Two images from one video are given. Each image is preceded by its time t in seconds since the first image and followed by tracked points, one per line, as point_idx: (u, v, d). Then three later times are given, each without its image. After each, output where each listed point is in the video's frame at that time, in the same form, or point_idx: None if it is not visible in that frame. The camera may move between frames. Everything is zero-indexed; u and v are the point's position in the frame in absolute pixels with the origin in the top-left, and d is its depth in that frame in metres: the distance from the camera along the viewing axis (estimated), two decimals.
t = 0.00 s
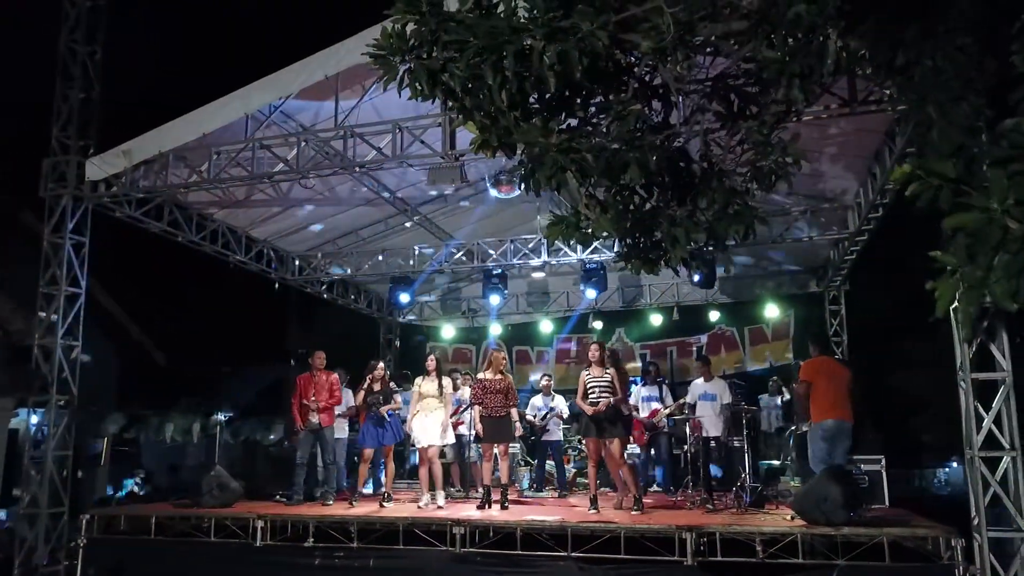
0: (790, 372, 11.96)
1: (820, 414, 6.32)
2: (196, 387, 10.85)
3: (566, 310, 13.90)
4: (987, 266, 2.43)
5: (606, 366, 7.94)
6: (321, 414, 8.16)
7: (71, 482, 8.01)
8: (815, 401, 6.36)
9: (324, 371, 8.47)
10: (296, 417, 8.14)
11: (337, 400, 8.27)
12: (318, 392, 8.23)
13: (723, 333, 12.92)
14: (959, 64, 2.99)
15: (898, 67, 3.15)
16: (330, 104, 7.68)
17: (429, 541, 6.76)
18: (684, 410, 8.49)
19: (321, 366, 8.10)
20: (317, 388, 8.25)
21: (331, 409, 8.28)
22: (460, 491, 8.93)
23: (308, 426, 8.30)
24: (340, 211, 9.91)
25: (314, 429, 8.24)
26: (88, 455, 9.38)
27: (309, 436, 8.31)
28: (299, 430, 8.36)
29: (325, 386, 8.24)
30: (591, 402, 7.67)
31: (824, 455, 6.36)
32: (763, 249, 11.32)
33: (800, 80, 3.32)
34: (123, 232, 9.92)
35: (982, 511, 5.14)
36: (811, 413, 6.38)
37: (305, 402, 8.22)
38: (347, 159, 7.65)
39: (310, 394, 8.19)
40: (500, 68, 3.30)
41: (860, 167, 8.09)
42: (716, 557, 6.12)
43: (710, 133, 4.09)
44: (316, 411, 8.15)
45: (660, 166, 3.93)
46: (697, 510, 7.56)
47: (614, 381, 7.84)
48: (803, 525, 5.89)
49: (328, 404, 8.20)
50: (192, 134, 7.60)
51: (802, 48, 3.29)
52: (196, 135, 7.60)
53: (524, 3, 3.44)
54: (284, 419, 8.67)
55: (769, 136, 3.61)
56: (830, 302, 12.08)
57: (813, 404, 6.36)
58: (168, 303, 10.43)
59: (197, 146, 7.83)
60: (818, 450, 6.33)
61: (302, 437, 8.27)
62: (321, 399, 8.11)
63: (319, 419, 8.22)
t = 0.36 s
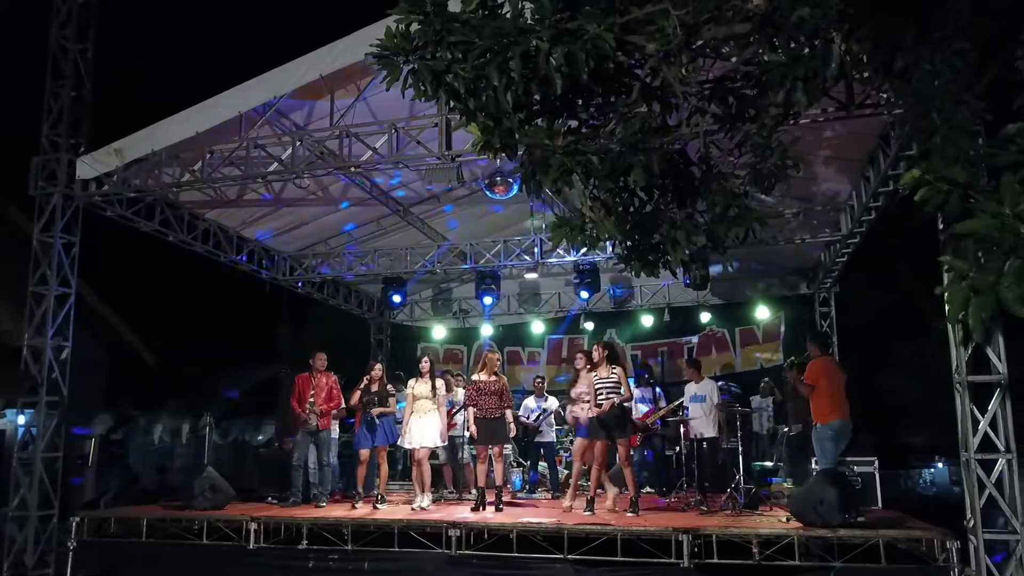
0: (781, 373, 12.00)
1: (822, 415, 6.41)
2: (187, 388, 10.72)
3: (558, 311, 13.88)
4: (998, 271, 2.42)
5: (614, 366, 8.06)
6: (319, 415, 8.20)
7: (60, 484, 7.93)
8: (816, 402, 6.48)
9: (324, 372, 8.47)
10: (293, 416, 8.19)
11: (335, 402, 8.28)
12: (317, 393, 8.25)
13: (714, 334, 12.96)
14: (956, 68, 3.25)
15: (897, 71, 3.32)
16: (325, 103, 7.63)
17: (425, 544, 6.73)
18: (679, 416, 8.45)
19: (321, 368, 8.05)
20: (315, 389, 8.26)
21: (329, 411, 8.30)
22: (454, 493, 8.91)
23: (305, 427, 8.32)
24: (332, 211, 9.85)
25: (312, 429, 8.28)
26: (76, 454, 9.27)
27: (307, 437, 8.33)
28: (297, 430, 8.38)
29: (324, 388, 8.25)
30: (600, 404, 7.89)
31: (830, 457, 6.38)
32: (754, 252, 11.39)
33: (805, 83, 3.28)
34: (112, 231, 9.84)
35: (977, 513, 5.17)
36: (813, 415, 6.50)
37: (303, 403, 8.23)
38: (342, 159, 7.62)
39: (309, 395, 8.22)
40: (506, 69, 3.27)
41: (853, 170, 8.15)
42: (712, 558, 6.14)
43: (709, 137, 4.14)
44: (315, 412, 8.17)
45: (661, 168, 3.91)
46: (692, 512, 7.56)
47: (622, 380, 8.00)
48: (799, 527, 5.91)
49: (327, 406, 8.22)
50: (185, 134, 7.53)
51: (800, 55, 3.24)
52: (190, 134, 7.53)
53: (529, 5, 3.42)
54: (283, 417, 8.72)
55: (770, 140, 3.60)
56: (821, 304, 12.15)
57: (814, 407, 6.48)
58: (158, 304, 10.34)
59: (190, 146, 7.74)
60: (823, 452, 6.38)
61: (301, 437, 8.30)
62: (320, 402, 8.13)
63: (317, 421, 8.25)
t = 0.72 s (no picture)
0: (771, 374, 12.05)
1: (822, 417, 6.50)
2: (176, 388, 10.62)
3: (548, 312, 13.86)
4: (1007, 274, 2.45)
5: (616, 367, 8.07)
6: (303, 416, 8.12)
7: (49, 485, 7.85)
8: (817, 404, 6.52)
9: (311, 373, 8.38)
10: (277, 415, 8.16)
11: (319, 403, 8.17)
12: (301, 394, 8.18)
13: (704, 335, 12.98)
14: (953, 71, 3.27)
15: (894, 74, 3.36)
16: (318, 102, 7.58)
17: (419, 545, 6.70)
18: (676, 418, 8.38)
19: (302, 368, 7.95)
20: (300, 389, 8.19)
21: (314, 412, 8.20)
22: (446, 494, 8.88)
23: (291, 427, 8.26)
24: (324, 210, 9.80)
25: (296, 431, 8.18)
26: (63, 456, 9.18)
27: (292, 439, 8.22)
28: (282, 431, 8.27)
29: (309, 390, 8.16)
30: (603, 405, 7.95)
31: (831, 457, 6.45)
32: (744, 254, 11.43)
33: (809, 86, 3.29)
34: (101, 230, 9.75)
35: (971, 514, 5.21)
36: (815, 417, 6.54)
37: (288, 403, 8.18)
38: (336, 159, 7.58)
39: (293, 395, 8.17)
40: (511, 69, 3.25)
41: (844, 173, 8.20)
42: (706, 560, 6.14)
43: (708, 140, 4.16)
44: (300, 413, 8.10)
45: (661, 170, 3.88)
46: (684, 513, 7.57)
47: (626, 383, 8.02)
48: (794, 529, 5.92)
49: (310, 407, 8.12)
50: (177, 132, 7.46)
51: (805, 55, 3.29)
52: (182, 132, 7.46)
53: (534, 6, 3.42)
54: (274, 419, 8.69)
55: (770, 143, 3.60)
56: (810, 305, 12.21)
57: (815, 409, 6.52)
58: (146, 304, 10.24)
59: (183, 145, 7.68)
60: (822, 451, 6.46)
61: (285, 439, 8.18)
62: (302, 402, 8.05)
63: (302, 421, 8.17)
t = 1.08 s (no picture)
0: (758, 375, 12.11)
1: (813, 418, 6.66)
2: (161, 388, 10.51)
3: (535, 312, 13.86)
4: (1011, 276, 2.46)
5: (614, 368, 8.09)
6: (287, 417, 8.06)
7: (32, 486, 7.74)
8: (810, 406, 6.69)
9: (294, 374, 8.33)
10: (261, 417, 8.07)
11: (303, 402, 8.13)
12: (284, 395, 8.13)
13: (691, 336, 13.02)
14: (943, 74, 3.29)
15: (889, 77, 3.39)
16: (310, 99, 7.53)
17: (410, 546, 6.67)
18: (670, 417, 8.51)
19: (281, 368, 7.89)
20: (283, 390, 8.14)
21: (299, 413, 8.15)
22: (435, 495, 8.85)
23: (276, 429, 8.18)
24: (313, 209, 9.74)
25: (280, 432, 8.12)
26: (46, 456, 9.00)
27: (277, 439, 8.16)
28: (266, 432, 8.21)
29: (292, 390, 8.14)
30: (597, 406, 7.95)
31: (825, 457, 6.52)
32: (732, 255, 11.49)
33: (806, 88, 3.34)
34: (86, 228, 9.63)
35: (961, 514, 5.25)
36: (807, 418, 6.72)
37: (272, 405, 8.11)
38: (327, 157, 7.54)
39: (276, 397, 8.11)
40: (513, 68, 3.24)
41: (833, 175, 8.26)
42: (698, 560, 6.16)
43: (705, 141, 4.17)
44: (285, 414, 8.05)
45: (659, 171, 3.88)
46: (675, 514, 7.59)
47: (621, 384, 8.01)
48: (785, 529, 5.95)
49: (294, 407, 8.08)
50: (166, 129, 7.36)
51: (808, 58, 3.32)
52: (170, 129, 7.37)
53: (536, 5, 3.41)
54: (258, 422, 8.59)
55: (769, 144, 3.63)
56: (796, 306, 12.28)
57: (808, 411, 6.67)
58: (131, 302, 10.12)
59: (172, 142, 7.59)
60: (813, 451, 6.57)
61: (269, 440, 8.12)
62: (286, 402, 8.00)
63: (286, 422, 8.10)
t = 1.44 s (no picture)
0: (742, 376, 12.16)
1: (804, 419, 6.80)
2: (144, 387, 10.40)
3: (521, 312, 13.83)
4: (1012, 277, 2.49)
5: (595, 368, 8.16)
6: (278, 417, 8.00)
7: (14, 486, 7.63)
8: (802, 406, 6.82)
9: (281, 372, 8.28)
10: (252, 418, 8.01)
11: (291, 401, 8.08)
12: (273, 394, 8.07)
13: (676, 336, 13.06)
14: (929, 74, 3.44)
15: (882, 79, 3.46)
16: (299, 97, 7.47)
17: (399, 547, 6.64)
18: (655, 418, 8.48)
19: (270, 368, 7.83)
20: (272, 390, 8.08)
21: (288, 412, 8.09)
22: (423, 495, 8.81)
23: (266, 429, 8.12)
24: (300, 207, 9.66)
25: (271, 431, 8.05)
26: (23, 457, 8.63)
27: (267, 440, 8.11)
28: (256, 432, 8.15)
29: (282, 388, 8.09)
30: (578, 405, 7.96)
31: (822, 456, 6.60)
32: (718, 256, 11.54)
33: (803, 89, 3.36)
34: (69, 226, 9.51)
35: (948, 514, 5.30)
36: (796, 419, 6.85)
37: (262, 406, 8.05)
38: (316, 155, 7.49)
39: (265, 396, 8.05)
40: (513, 67, 3.23)
41: (820, 177, 8.33)
42: (688, 560, 6.17)
43: (698, 142, 4.18)
44: (274, 413, 7.99)
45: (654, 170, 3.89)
46: (663, 514, 7.60)
47: (602, 384, 8.07)
48: (774, 529, 5.98)
49: (283, 406, 8.03)
50: (153, 126, 7.27)
51: (805, 59, 3.33)
52: (156, 126, 7.27)
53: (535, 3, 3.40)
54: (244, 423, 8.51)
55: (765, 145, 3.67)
56: (780, 307, 12.36)
57: (799, 410, 6.75)
58: (114, 300, 10.00)
59: (159, 138, 7.50)
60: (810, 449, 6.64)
61: (260, 440, 8.07)
62: (275, 401, 7.95)
63: (276, 422, 8.04)
